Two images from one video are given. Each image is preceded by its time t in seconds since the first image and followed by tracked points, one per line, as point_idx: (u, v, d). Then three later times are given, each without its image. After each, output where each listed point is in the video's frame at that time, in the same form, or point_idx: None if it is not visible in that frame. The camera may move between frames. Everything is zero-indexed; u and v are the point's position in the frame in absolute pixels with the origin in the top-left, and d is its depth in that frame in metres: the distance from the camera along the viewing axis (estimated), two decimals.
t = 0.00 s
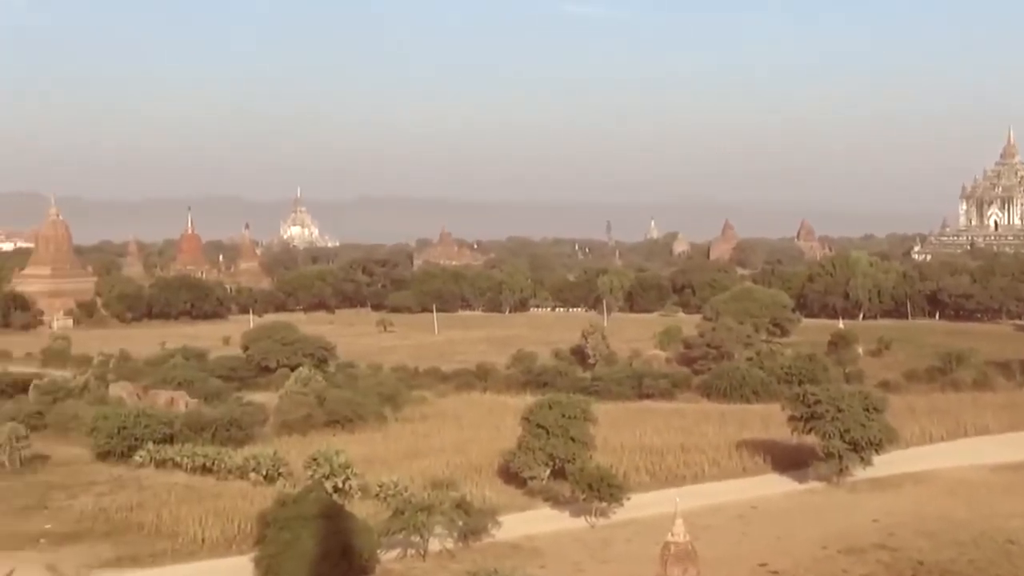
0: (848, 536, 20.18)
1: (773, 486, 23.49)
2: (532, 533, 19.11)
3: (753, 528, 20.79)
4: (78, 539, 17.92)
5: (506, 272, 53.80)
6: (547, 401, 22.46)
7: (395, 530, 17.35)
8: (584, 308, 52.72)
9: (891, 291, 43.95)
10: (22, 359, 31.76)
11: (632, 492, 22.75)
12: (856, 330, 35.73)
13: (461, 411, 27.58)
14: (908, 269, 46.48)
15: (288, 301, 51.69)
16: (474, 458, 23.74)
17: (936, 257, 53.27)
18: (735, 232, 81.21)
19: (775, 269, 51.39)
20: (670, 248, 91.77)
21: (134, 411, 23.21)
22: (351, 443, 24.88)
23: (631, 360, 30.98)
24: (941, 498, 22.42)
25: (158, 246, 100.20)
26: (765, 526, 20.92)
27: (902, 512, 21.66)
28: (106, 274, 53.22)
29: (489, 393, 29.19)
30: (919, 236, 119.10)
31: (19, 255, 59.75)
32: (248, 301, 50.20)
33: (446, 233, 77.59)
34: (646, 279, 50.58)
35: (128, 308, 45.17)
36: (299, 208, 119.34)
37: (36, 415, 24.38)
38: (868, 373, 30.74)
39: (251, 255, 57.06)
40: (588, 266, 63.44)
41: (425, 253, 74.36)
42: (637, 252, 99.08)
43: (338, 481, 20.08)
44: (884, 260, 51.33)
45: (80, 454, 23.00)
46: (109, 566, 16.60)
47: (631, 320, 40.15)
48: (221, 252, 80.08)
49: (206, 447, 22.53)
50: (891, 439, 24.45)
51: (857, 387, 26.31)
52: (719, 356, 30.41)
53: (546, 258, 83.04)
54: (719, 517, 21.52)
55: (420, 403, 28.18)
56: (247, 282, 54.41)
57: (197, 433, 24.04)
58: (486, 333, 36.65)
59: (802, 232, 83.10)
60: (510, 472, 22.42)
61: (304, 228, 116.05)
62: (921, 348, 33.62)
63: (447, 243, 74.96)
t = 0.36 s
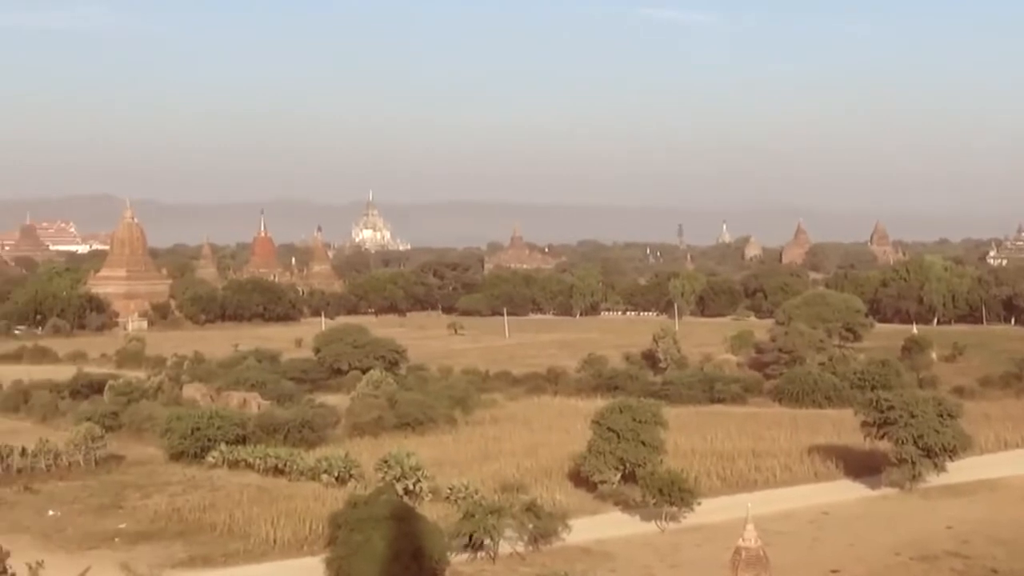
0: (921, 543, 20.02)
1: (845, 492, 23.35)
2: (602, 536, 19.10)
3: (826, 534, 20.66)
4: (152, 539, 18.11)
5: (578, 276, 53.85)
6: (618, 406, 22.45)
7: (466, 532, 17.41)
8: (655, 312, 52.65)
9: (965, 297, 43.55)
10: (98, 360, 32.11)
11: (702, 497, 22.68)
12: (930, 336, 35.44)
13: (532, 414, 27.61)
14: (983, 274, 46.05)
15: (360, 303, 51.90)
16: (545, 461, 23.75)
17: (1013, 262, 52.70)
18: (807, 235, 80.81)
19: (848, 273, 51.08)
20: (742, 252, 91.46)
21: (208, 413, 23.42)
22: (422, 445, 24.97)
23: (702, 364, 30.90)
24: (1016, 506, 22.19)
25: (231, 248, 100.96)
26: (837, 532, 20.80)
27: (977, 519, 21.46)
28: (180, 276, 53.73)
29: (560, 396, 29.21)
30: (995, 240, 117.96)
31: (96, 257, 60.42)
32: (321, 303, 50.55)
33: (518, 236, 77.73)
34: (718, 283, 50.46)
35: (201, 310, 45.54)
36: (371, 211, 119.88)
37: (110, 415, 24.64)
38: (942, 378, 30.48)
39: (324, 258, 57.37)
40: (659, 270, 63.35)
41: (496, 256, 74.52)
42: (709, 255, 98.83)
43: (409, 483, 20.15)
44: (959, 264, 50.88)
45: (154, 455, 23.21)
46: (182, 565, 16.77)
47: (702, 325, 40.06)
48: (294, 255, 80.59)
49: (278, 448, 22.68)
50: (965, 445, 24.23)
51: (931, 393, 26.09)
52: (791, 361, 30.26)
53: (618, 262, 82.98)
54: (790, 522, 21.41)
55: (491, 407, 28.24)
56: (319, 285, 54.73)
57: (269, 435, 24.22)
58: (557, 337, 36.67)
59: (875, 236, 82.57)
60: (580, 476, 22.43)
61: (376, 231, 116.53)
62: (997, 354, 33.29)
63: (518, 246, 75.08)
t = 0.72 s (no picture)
0: (989, 550, 19.85)
1: (911, 497, 23.17)
2: (666, 540, 19.06)
3: (892, 540, 20.51)
4: (217, 539, 18.24)
5: (642, 279, 53.77)
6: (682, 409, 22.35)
7: (529, 534, 17.43)
8: (719, 316, 52.50)
9: None
10: (165, 361, 32.37)
11: (767, 501, 22.57)
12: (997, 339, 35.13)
13: (596, 417, 27.59)
14: None
15: (424, 306, 52.03)
16: (609, 465, 23.72)
17: None
18: (872, 238, 80.36)
19: (915, 276, 50.70)
20: (807, 255, 91.03)
21: (273, 414, 23.55)
22: (485, 447, 25.00)
23: (767, 367, 30.77)
24: None
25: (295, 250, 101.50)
26: (902, 538, 20.64)
27: None
28: (246, 279, 54.09)
29: (624, 400, 29.17)
30: None
31: (162, 259, 60.88)
32: (385, 306, 50.75)
33: (581, 239, 77.73)
34: (783, 287, 50.24)
35: (266, 312, 45.80)
36: (435, 213, 120.19)
37: (177, 416, 24.83)
38: (1010, 383, 30.20)
39: (387, 260, 57.56)
40: (724, 273, 63.19)
41: (560, 259, 74.53)
42: (774, 259, 98.43)
43: (473, 485, 20.17)
44: None
45: (219, 456, 23.38)
46: (248, 565, 16.88)
47: (766, 329, 39.90)
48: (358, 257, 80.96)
49: (342, 450, 22.78)
50: None
51: (999, 398, 25.84)
52: (856, 365, 30.07)
53: (682, 265, 82.78)
54: (856, 528, 21.26)
55: (555, 409, 28.25)
56: (383, 287, 54.93)
57: (334, 436, 24.32)
58: (621, 340, 36.63)
59: (942, 239, 81.98)
60: (644, 479, 22.36)
61: (439, 234, 116.84)
62: None
63: (581, 249, 75.09)
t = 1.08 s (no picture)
0: None
1: (982, 502, 22.93)
2: (735, 543, 18.96)
3: (963, 546, 20.32)
4: (286, 539, 18.35)
5: (710, 282, 53.62)
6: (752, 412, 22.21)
7: (596, 536, 17.41)
8: (788, 318, 52.22)
9: None
10: (235, 362, 32.62)
11: (837, 506, 22.42)
12: None
13: (664, 420, 27.51)
14: None
15: (492, 308, 52.07)
16: (676, 468, 23.65)
17: None
18: (944, 240, 79.70)
19: (987, 279, 50.23)
20: (877, 257, 90.42)
21: (342, 415, 23.67)
22: (553, 449, 25.02)
23: (836, 371, 30.58)
24: None
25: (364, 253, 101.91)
26: (973, 544, 20.44)
27: None
28: (315, 280, 54.39)
29: (692, 402, 29.08)
30: None
31: (233, 260, 61.35)
32: (453, 308, 50.87)
33: (649, 242, 77.59)
34: (853, 290, 49.91)
35: (335, 313, 46.02)
36: (504, 215, 120.33)
37: (247, 416, 25.01)
38: None
39: (456, 262, 57.70)
40: (792, 276, 62.88)
41: (628, 261, 74.41)
42: (845, 261, 97.81)
43: (540, 487, 20.17)
44: None
45: (288, 456, 23.52)
46: (317, 565, 16.98)
47: (836, 332, 39.65)
48: (427, 259, 81.19)
49: (411, 451, 22.85)
50: None
51: None
52: (927, 369, 29.84)
53: (752, 268, 82.48)
54: (926, 533, 21.08)
55: (623, 412, 28.21)
56: (451, 289, 55.07)
57: (402, 437, 24.42)
58: (689, 342, 36.54)
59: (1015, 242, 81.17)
60: (712, 482, 22.26)
61: (507, 236, 116.97)
62: None
63: (649, 252, 74.95)
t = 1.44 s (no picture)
0: None
1: None
2: (804, 547, 18.86)
3: None
4: (354, 539, 18.43)
5: (779, 284, 53.36)
6: (821, 415, 22.13)
7: (664, 539, 17.36)
8: (858, 320, 51.89)
9: None
10: (304, 362, 32.79)
11: (907, 509, 22.26)
12: None
13: (732, 422, 27.41)
14: None
15: (560, 309, 52.05)
16: (745, 470, 23.56)
17: None
18: (1016, 241, 78.92)
19: None
20: (949, 258, 89.63)
21: (410, 415, 23.75)
22: (621, 451, 24.98)
23: (906, 373, 30.37)
24: None
25: (433, 254, 102.09)
26: None
27: None
28: (383, 282, 54.61)
29: (760, 405, 28.96)
30: None
31: (303, 262, 61.70)
32: (521, 309, 50.92)
33: (718, 243, 77.33)
34: (923, 292, 49.54)
35: (404, 314, 46.12)
36: (571, 217, 120.27)
37: (315, 416, 25.13)
38: None
39: (524, 264, 57.73)
40: (862, 278, 62.47)
41: (696, 263, 74.19)
42: (916, 262, 97.05)
43: (608, 489, 20.16)
44: None
45: (356, 457, 23.62)
46: (385, 565, 17.05)
47: (906, 334, 39.35)
48: (494, 260, 81.28)
49: (478, 453, 22.89)
50: None
51: None
52: (998, 372, 29.56)
53: (821, 269, 81.99)
54: (997, 537, 20.89)
55: (691, 414, 28.14)
56: (519, 290, 55.12)
57: (470, 439, 24.46)
58: (757, 344, 36.39)
59: None
60: (781, 485, 22.17)
61: (575, 237, 116.88)
62: None
63: (717, 253, 74.69)
